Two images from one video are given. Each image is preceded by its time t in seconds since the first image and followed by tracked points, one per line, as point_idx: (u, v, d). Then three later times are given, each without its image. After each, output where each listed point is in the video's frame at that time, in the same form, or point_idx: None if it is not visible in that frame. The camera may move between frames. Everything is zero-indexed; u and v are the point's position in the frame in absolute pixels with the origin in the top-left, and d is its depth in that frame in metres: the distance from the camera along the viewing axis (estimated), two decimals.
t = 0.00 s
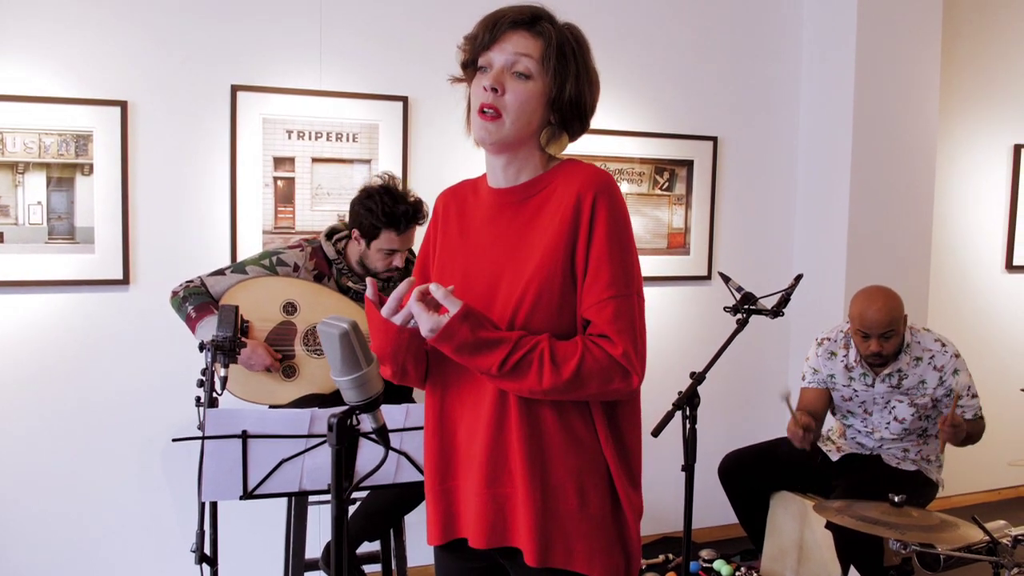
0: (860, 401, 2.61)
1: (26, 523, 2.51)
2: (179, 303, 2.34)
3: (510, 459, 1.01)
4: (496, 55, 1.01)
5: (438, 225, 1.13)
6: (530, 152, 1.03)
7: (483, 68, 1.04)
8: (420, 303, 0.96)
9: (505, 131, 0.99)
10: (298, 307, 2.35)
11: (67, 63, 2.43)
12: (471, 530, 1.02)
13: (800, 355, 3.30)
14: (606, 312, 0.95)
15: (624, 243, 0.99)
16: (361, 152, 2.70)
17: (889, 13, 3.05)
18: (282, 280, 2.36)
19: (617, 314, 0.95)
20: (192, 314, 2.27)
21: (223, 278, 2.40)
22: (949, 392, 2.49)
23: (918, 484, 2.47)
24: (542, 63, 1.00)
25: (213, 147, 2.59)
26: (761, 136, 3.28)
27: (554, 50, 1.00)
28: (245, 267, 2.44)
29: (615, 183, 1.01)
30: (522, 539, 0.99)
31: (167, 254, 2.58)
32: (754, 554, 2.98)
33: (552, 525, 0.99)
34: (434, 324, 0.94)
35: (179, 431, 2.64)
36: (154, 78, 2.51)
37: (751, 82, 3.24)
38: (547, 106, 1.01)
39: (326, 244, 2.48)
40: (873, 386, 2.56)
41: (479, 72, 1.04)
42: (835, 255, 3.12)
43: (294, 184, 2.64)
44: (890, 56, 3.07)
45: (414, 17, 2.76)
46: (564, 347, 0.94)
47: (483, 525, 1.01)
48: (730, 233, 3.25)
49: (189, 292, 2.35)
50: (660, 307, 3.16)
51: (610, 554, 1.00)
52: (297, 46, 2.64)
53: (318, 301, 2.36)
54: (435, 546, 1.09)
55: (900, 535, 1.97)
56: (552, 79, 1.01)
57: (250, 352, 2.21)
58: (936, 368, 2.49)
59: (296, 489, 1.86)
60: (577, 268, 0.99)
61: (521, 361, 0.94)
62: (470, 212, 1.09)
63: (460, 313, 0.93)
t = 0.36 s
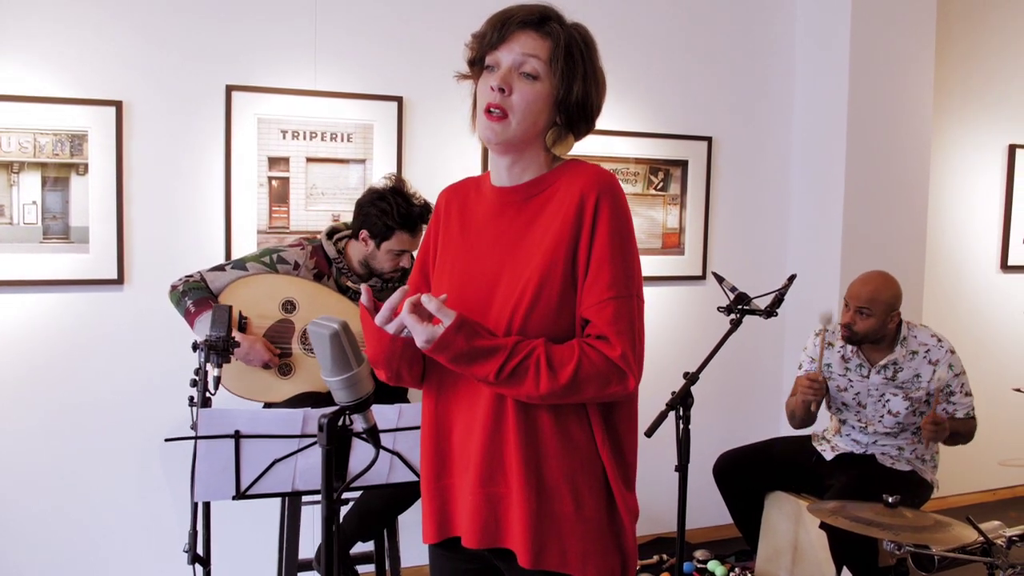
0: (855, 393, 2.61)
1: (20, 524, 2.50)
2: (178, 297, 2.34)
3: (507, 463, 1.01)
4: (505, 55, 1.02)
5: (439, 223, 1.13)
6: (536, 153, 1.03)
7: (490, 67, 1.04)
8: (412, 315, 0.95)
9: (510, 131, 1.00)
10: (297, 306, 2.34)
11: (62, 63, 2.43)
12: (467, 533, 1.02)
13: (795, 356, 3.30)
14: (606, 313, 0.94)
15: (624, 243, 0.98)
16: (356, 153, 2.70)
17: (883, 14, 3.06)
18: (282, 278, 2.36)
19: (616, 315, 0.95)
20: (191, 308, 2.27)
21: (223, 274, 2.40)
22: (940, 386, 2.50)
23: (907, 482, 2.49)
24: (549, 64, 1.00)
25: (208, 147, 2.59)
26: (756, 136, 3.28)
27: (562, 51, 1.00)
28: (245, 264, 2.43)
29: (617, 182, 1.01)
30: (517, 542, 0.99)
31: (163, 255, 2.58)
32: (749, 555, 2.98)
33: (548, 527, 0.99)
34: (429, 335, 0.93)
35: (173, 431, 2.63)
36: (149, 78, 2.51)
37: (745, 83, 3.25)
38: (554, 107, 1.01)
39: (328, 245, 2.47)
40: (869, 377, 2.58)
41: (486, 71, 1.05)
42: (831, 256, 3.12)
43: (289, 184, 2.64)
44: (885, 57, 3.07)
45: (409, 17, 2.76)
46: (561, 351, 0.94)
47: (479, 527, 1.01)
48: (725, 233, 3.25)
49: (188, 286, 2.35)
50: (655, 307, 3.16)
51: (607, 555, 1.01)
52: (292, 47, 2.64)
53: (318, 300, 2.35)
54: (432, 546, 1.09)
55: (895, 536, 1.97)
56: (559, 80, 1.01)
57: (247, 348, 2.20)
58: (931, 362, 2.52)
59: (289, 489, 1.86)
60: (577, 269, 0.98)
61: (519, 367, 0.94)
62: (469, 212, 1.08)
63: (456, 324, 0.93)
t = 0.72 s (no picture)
0: (852, 402, 2.61)
1: (14, 527, 2.50)
2: (170, 302, 2.34)
3: (512, 472, 1.01)
4: (516, 56, 1.02)
5: (443, 226, 1.13)
6: (544, 156, 1.03)
7: (500, 69, 1.04)
8: (416, 337, 0.94)
9: (520, 134, 1.00)
10: (290, 310, 2.34)
11: (58, 66, 2.43)
12: (469, 540, 1.02)
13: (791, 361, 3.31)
14: (614, 318, 0.95)
15: (631, 246, 0.99)
16: (352, 156, 2.70)
17: (878, 19, 3.07)
18: (274, 282, 2.36)
19: (625, 319, 0.95)
20: (184, 312, 2.27)
21: (216, 278, 2.41)
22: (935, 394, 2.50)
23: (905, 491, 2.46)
24: (560, 68, 1.01)
25: (204, 150, 2.59)
26: (752, 140, 3.28)
27: (573, 55, 1.01)
28: (237, 268, 2.43)
29: (625, 185, 1.02)
30: (520, 550, 0.99)
31: (158, 258, 2.58)
32: (745, 559, 2.98)
33: (552, 534, 0.99)
34: (435, 356, 0.93)
35: (167, 435, 2.63)
36: (146, 81, 2.52)
37: (741, 87, 3.25)
38: (565, 110, 1.02)
39: (320, 248, 2.49)
40: (865, 386, 2.57)
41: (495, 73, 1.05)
42: (827, 260, 3.12)
43: (285, 187, 2.64)
44: (880, 62, 3.08)
45: (405, 21, 2.77)
46: (568, 360, 0.94)
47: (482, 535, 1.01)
48: (720, 238, 3.26)
49: (181, 291, 2.35)
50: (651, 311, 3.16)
51: (612, 559, 1.01)
52: (288, 50, 2.64)
53: (311, 303, 2.36)
54: (432, 551, 1.09)
55: (889, 540, 1.97)
56: (571, 84, 1.01)
57: (241, 352, 2.21)
58: (926, 369, 2.50)
59: (283, 493, 1.86)
60: (585, 273, 0.99)
61: (526, 381, 0.93)
62: (473, 217, 1.08)
63: (462, 343, 0.93)
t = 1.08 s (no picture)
0: (846, 411, 2.61)
1: (9, 529, 2.50)
2: (163, 306, 2.34)
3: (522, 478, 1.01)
4: (525, 60, 1.02)
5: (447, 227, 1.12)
6: (552, 160, 1.04)
7: (508, 73, 1.03)
8: (433, 361, 0.93)
9: (531, 139, 1.00)
10: (283, 312, 2.36)
11: (55, 68, 2.43)
12: (475, 546, 1.02)
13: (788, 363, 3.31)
14: (630, 323, 0.95)
15: (643, 250, 0.99)
16: (349, 158, 2.70)
17: (875, 22, 3.07)
18: (268, 285, 2.36)
19: (640, 324, 0.96)
20: (177, 316, 2.28)
21: (209, 281, 2.40)
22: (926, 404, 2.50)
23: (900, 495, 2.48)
24: (570, 73, 1.01)
25: (200, 153, 2.59)
26: (749, 143, 3.29)
27: (583, 60, 1.01)
28: (230, 271, 2.42)
29: (635, 189, 1.03)
30: (529, 555, 0.98)
31: (154, 260, 2.58)
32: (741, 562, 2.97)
33: (562, 539, 0.99)
34: (455, 377, 0.93)
35: (162, 437, 2.62)
36: (142, 83, 2.52)
37: (738, 90, 3.26)
38: (573, 114, 1.03)
39: (313, 251, 2.46)
40: (860, 397, 2.56)
41: (503, 76, 1.04)
42: (824, 263, 3.12)
43: (281, 189, 2.64)
44: (876, 65, 3.09)
45: (402, 23, 2.77)
46: (585, 367, 0.94)
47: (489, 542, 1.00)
48: (717, 240, 3.26)
49: (174, 295, 2.36)
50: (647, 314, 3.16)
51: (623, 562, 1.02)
52: (285, 52, 2.65)
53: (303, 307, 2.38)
54: (434, 554, 1.08)
55: (884, 544, 1.97)
56: (580, 88, 1.02)
57: (234, 356, 2.21)
58: (920, 380, 2.49)
59: (277, 495, 1.86)
60: (599, 278, 0.99)
61: (545, 392, 0.94)
62: (479, 221, 1.07)
63: (480, 361, 0.92)
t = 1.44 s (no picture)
0: (836, 423, 2.62)
1: None
2: (158, 308, 2.34)
3: (529, 484, 1.01)
4: (530, 67, 1.02)
5: (448, 231, 1.11)
6: (558, 167, 1.04)
7: (513, 80, 1.03)
8: (450, 375, 0.94)
9: (538, 148, 1.01)
10: (278, 317, 2.36)
11: (48, 74, 2.44)
12: (478, 550, 1.01)
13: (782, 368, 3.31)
14: (642, 329, 0.97)
15: (652, 257, 1.01)
16: (342, 164, 2.71)
17: (867, 28, 3.08)
18: (261, 291, 2.36)
19: (652, 330, 0.97)
20: (171, 320, 2.27)
21: (203, 285, 2.40)
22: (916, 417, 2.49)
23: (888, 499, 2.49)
24: (575, 80, 1.02)
25: (193, 159, 2.59)
26: (742, 149, 3.29)
27: (588, 67, 1.02)
28: (226, 276, 2.43)
29: (641, 196, 1.04)
30: (535, 562, 0.98)
31: (146, 266, 2.58)
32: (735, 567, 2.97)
33: (569, 545, 0.99)
34: (471, 392, 0.94)
35: (154, 442, 2.62)
36: (135, 90, 2.52)
37: (731, 95, 3.27)
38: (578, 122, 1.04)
39: (309, 258, 2.48)
40: (849, 410, 2.57)
41: (507, 83, 1.04)
42: (817, 268, 3.13)
43: (274, 196, 2.65)
44: (869, 70, 3.10)
45: (395, 30, 2.78)
46: (598, 374, 0.95)
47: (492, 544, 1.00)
48: (710, 246, 3.26)
49: (169, 298, 2.35)
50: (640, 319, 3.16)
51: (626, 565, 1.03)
52: (278, 59, 2.65)
53: (298, 312, 2.37)
54: (433, 560, 1.07)
55: (876, 548, 1.97)
56: (586, 95, 1.03)
57: (228, 361, 2.22)
58: (910, 395, 2.49)
59: (267, 500, 1.86)
60: (609, 284, 1.00)
61: (560, 400, 0.94)
62: (483, 227, 1.06)
63: (497, 374, 0.93)
